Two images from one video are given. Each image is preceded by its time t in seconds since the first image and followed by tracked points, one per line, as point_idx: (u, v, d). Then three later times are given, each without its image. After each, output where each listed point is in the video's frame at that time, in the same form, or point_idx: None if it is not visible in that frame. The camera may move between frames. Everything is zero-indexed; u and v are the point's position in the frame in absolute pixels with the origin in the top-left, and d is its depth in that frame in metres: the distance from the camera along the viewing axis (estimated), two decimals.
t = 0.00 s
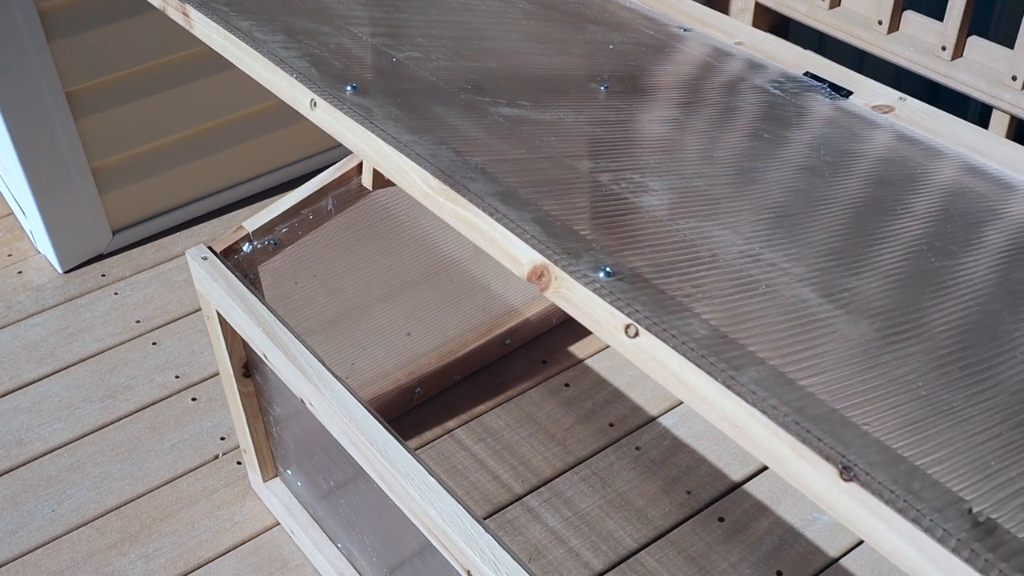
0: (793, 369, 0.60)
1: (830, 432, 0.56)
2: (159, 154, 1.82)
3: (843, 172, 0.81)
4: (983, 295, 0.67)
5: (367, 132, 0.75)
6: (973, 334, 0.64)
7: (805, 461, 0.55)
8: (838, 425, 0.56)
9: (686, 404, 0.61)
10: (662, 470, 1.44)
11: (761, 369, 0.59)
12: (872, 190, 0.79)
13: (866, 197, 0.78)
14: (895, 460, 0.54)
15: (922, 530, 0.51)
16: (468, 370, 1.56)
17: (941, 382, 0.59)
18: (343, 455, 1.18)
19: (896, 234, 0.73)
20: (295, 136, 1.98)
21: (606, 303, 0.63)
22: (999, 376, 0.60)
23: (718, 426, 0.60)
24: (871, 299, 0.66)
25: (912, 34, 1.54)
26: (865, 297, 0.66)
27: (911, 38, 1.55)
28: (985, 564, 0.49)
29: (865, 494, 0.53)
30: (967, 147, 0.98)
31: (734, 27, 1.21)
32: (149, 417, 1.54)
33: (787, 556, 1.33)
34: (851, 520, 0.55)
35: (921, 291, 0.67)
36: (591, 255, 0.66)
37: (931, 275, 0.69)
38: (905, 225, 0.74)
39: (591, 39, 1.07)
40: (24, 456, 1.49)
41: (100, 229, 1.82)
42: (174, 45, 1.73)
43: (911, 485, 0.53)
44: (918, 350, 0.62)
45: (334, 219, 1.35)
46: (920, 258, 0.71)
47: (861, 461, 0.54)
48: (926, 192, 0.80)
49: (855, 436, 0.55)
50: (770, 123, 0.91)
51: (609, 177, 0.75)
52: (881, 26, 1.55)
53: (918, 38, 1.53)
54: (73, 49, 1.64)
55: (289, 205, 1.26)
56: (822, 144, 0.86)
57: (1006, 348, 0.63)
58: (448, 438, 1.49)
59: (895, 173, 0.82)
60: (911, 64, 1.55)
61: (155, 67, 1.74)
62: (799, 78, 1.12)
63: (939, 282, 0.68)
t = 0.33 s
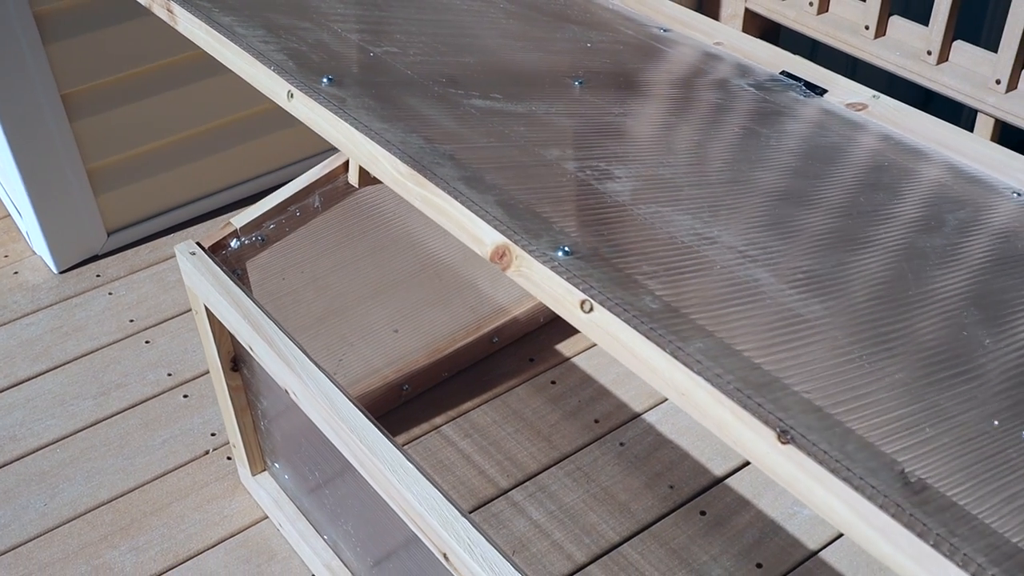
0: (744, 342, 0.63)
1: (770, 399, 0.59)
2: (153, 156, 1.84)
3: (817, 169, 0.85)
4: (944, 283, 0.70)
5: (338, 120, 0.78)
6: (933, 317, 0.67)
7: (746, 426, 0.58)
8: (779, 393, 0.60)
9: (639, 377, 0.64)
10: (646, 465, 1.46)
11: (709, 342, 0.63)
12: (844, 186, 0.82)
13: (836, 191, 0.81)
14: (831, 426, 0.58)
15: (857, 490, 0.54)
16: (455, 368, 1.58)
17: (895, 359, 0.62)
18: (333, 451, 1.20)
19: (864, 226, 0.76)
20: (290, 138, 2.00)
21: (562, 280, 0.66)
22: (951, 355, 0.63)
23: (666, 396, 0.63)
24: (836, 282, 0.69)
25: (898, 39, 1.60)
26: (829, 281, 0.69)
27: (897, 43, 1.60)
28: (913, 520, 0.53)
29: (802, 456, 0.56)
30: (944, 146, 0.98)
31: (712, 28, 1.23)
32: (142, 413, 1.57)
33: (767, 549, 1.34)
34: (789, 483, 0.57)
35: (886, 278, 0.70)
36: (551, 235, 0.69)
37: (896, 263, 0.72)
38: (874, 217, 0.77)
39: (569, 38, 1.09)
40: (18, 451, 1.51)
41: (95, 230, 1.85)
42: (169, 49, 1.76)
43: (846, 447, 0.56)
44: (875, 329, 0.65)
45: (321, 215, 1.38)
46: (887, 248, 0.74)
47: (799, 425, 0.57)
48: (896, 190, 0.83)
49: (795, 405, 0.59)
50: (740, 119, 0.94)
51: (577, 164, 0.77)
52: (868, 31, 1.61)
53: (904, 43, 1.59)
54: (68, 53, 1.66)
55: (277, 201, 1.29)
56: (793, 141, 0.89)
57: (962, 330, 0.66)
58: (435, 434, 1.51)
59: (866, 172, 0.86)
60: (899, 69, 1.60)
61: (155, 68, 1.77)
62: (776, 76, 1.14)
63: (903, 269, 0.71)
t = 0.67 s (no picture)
0: (703, 316, 0.66)
1: (722, 366, 0.62)
2: (149, 152, 1.86)
3: (794, 156, 0.87)
4: (909, 265, 0.73)
5: (314, 103, 0.82)
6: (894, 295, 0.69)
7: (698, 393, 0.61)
8: (731, 362, 0.62)
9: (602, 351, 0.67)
10: (633, 455, 1.47)
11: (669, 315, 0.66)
12: (817, 174, 0.85)
13: (810, 178, 0.84)
14: (780, 393, 0.60)
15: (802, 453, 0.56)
16: (445, 360, 1.60)
17: (852, 334, 0.65)
18: (322, 440, 1.21)
19: (829, 209, 0.79)
20: (286, 134, 2.02)
21: (524, 254, 0.69)
22: (903, 330, 0.66)
23: (622, 365, 0.66)
24: (802, 263, 0.72)
25: (890, 36, 1.60)
26: (798, 262, 0.72)
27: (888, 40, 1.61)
28: (855, 481, 0.55)
29: (751, 421, 0.59)
30: (926, 137, 0.99)
31: (696, 21, 1.25)
32: (136, 404, 1.59)
33: (751, 537, 1.36)
34: (742, 450, 0.59)
35: (852, 259, 0.73)
36: (517, 214, 0.73)
37: (865, 247, 0.75)
38: (846, 202, 0.80)
39: (552, 28, 1.11)
40: (13, 441, 1.53)
41: (92, 224, 1.87)
42: (165, 45, 1.78)
43: (794, 413, 0.59)
44: (838, 307, 0.68)
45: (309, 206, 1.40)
46: (857, 232, 0.76)
47: (748, 392, 0.60)
48: (869, 176, 0.86)
49: (746, 372, 0.61)
50: (717, 108, 0.96)
51: (548, 148, 0.81)
52: (860, 28, 1.62)
53: (895, 40, 1.59)
54: (65, 48, 1.68)
55: (266, 192, 1.32)
56: (768, 128, 0.92)
57: (921, 308, 0.68)
58: (425, 424, 1.53)
59: (841, 160, 0.88)
60: (892, 67, 1.60)
61: (155, 63, 1.79)
62: (760, 70, 1.15)
63: (869, 252, 0.74)
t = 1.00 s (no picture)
0: (663, 291, 0.69)
1: (677, 337, 0.65)
2: (146, 147, 1.88)
3: (767, 142, 0.90)
4: (877, 245, 0.76)
5: (295, 90, 0.86)
6: (860, 274, 0.73)
7: (652, 359, 0.64)
8: (686, 334, 0.66)
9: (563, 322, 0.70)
10: (620, 445, 1.49)
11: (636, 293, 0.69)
12: (786, 157, 0.88)
13: (783, 163, 0.87)
14: (731, 361, 0.64)
15: (752, 419, 0.60)
16: (436, 352, 1.62)
17: (814, 310, 0.69)
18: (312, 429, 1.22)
19: (794, 190, 0.82)
20: (282, 129, 2.04)
21: (493, 232, 0.73)
22: (856, 304, 0.69)
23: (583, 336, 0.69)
24: (773, 244, 0.75)
25: (881, 34, 1.61)
26: (765, 241, 0.75)
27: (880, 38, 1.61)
28: (800, 443, 0.59)
29: (704, 388, 0.62)
30: (901, 127, 1.01)
31: (681, 16, 1.25)
32: (131, 393, 1.61)
33: (736, 525, 1.38)
34: (694, 415, 0.63)
35: (822, 240, 0.76)
36: (487, 193, 0.76)
37: (829, 228, 0.78)
38: (814, 186, 0.83)
39: (536, 20, 1.14)
40: (9, 430, 1.55)
41: (89, 218, 1.89)
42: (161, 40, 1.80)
43: (745, 380, 0.63)
44: (806, 285, 0.71)
45: (301, 195, 1.41)
46: (826, 214, 0.80)
47: (701, 360, 0.64)
48: (844, 163, 0.89)
49: (701, 343, 0.65)
50: (696, 97, 0.99)
51: (522, 131, 0.84)
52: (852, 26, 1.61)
53: (887, 38, 1.59)
54: (62, 43, 1.71)
55: (256, 183, 1.33)
56: (742, 115, 0.95)
57: (885, 286, 0.72)
58: (416, 414, 1.55)
59: (814, 147, 0.91)
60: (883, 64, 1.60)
61: (157, 57, 1.81)
62: (742, 61, 1.17)
63: (836, 232, 0.77)
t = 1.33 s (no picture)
0: (631, 264, 0.73)
1: (639, 304, 0.69)
2: (142, 141, 1.90)
3: (741, 128, 0.94)
4: (841, 224, 0.80)
5: (278, 73, 0.89)
6: (824, 251, 0.76)
7: (614, 324, 0.68)
8: (648, 302, 0.69)
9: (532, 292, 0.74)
10: (608, 434, 1.51)
11: (603, 265, 0.72)
12: (757, 143, 0.91)
13: (754, 146, 0.90)
14: (690, 328, 0.67)
15: (710, 381, 0.63)
16: (427, 343, 1.64)
17: (778, 282, 0.72)
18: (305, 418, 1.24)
19: (762, 174, 0.86)
20: (276, 124, 2.06)
21: (467, 208, 0.76)
22: (815, 280, 0.73)
23: (551, 306, 0.73)
24: (741, 221, 0.79)
25: (872, 31, 1.53)
26: (731, 220, 0.79)
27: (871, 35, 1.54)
28: (754, 404, 0.62)
29: (664, 352, 0.66)
30: (880, 116, 1.03)
31: (666, 8, 1.27)
32: (125, 383, 1.63)
33: (721, 512, 1.39)
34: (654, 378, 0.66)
35: (788, 220, 0.80)
36: (463, 168, 0.80)
37: (795, 209, 0.81)
38: (784, 170, 0.86)
39: (521, 10, 1.16)
40: (5, 417, 1.57)
41: (86, 211, 1.92)
42: (156, 35, 1.82)
43: (703, 344, 0.66)
44: (769, 261, 0.74)
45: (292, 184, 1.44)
46: (792, 196, 0.83)
47: (662, 326, 0.67)
48: (813, 148, 0.92)
49: (664, 310, 0.69)
50: (675, 88, 1.02)
51: (500, 114, 0.88)
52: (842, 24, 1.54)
53: (877, 35, 1.52)
54: (60, 38, 1.73)
55: (249, 172, 1.35)
56: (718, 106, 0.98)
57: (847, 261, 0.75)
58: (407, 403, 1.57)
59: (786, 134, 0.95)
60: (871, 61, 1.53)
61: (156, 51, 1.84)
62: (724, 53, 1.18)
63: (803, 211, 0.81)
